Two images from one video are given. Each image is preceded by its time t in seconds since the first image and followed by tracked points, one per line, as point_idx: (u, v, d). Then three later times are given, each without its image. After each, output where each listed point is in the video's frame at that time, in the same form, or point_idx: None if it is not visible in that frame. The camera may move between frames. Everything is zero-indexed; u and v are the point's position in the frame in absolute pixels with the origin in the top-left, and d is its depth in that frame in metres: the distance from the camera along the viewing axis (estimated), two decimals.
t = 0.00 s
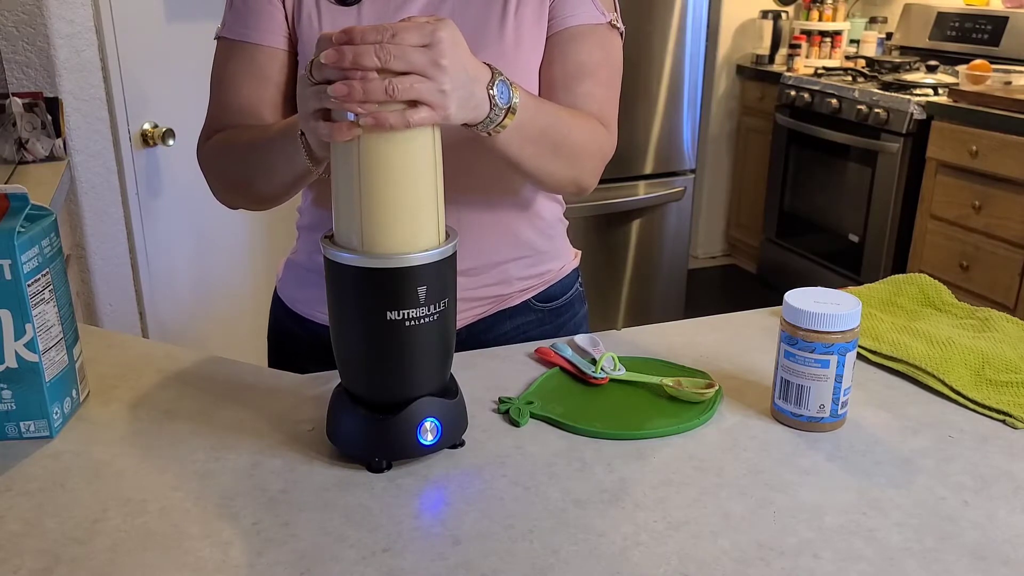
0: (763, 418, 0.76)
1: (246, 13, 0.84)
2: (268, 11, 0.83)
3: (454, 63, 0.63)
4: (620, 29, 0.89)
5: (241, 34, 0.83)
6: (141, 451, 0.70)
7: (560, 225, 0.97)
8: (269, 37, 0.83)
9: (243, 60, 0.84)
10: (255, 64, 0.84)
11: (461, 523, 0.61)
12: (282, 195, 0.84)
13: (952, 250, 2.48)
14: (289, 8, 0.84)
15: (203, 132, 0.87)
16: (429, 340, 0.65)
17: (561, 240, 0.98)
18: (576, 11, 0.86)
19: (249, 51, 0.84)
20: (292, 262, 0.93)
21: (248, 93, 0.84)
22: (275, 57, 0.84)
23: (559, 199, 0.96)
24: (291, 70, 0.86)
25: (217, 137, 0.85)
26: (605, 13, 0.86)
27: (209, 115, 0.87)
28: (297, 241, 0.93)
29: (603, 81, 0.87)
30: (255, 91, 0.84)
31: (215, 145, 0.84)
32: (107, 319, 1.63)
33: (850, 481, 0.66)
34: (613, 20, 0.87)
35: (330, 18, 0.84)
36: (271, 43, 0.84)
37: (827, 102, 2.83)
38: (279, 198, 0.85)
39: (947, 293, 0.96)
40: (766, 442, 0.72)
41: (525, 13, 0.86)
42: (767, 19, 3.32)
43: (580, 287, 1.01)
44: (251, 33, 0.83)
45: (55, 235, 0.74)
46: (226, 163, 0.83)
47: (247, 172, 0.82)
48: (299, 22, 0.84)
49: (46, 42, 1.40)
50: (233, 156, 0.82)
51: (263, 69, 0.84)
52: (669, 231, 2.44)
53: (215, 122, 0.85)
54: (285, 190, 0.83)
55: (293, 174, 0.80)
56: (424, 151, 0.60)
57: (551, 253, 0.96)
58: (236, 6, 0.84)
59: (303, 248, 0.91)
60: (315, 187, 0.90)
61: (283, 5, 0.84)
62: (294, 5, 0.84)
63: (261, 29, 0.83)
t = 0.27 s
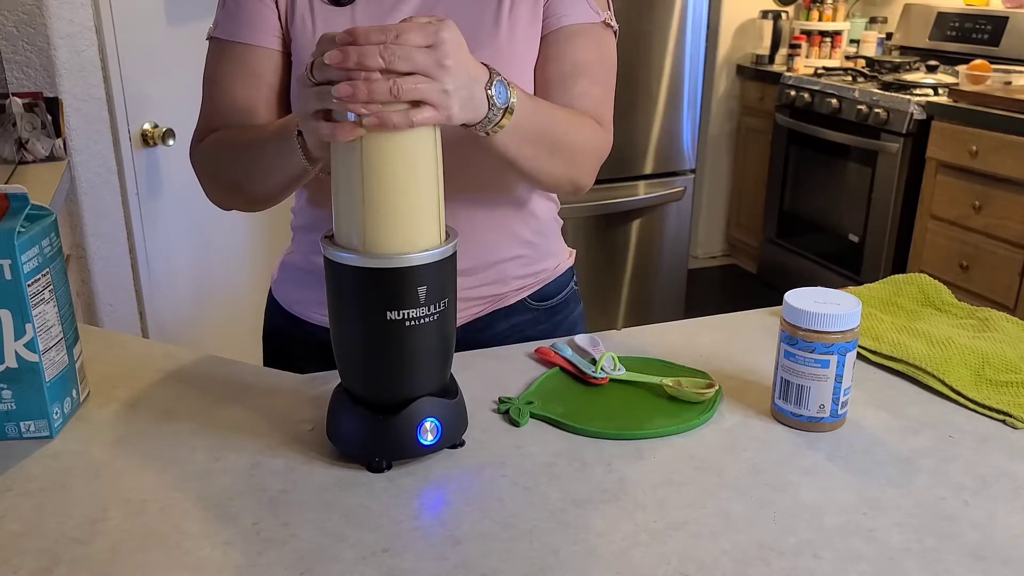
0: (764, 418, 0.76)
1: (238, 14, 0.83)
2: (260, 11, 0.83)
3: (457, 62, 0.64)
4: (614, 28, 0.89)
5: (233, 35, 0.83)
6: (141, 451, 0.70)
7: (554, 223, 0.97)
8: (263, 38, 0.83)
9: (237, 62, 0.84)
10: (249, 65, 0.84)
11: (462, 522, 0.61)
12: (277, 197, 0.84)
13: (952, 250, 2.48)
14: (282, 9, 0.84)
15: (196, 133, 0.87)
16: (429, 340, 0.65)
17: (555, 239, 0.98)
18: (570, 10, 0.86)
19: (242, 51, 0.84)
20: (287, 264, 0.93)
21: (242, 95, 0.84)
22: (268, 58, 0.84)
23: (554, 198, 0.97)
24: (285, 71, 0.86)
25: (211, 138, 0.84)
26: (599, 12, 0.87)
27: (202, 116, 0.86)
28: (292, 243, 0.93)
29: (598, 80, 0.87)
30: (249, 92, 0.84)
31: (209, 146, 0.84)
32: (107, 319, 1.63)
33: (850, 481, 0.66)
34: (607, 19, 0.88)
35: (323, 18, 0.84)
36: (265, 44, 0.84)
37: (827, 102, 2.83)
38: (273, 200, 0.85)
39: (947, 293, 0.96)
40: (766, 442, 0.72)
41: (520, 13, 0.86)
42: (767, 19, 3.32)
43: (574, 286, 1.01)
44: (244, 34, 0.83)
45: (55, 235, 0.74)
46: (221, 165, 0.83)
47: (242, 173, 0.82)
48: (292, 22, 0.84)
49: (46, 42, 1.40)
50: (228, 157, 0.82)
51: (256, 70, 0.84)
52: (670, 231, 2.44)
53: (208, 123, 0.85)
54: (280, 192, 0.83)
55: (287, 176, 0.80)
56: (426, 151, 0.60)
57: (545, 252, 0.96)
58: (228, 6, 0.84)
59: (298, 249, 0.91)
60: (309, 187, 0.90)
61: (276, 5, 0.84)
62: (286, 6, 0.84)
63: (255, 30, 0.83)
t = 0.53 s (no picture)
0: (764, 418, 0.76)
1: (224, 15, 0.83)
2: (248, 11, 0.83)
3: (462, 62, 0.65)
4: (604, 25, 0.89)
5: (220, 35, 0.83)
6: (142, 451, 0.70)
7: (546, 221, 0.97)
8: (252, 39, 0.83)
9: (223, 64, 0.83)
10: (238, 67, 0.84)
11: (462, 522, 0.61)
12: (267, 198, 0.84)
13: (952, 250, 2.48)
14: (271, 10, 0.84)
15: (183, 134, 0.87)
16: (429, 340, 0.65)
17: (547, 236, 0.98)
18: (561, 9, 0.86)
19: (231, 53, 0.83)
20: (279, 266, 0.93)
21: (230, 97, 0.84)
22: (257, 59, 0.84)
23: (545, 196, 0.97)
24: (274, 72, 0.86)
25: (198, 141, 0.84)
26: (589, 10, 0.87)
27: (189, 118, 0.86)
28: (284, 245, 0.93)
29: (590, 79, 0.87)
30: (239, 94, 0.84)
31: (198, 148, 0.84)
32: (107, 319, 1.63)
33: (850, 481, 0.66)
34: (597, 17, 0.88)
35: (313, 19, 0.84)
36: (254, 45, 0.84)
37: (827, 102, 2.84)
38: (263, 201, 0.84)
39: (947, 293, 0.96)
40: (766, 442, 0.72)
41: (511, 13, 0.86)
42: (767, 19, 3.32)
43: (567, 283, 1.01)
44: (232, 35, 0.83)
45: (55, 235, 0.74)
46: (211, 166, 0.83)
47: (233, 175, 0.81)
48: (282, 23, 0.84)
49: (46, 43, 1.40)
50: (218, 158, 0.81)
51: (245, 72, 0.84)
52: (670, 231, 2.44)
53: (195, 126, 0.85)
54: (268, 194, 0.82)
55: (278, 177, 0.79)
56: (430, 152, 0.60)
57: (538, 250, 0.96)
58: (215, 6, 0.83)
59: (291, 252, 0.91)
60: (301, 187, 0.90)
61: (264, 5, 0.84)
62: (276, 6, 0.84)
63: (242, 31, 0.83)
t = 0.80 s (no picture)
0: (764, 417, 0.76)
1: (211, 17, 0.82)
2: (235, 12, 0.82)
3: (463, 61, 0.65)
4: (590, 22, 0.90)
5: (207, 37, 0.82)
6: (142, 451, 0.70)
7: (535, 218, 0.98)
8: (241, 40, 0.83)
9: (211, 67, 0.83)
10: (227, 68, 0.83)
11: (462, 522, 0.61)
12: (258, 200, 0.83)
13: (952, 250, 2.48)
14: (259, 11, 0.84)
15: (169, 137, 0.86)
16: (429, 340, 0.65)
17: (537, 234, 0.99)
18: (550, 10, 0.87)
19: (219, 54, 0.83)
20: (269, 270, 0.93)
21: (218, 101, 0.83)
22: (245, 60, 0.84)
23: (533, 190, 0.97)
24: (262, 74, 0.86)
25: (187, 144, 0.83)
26: (576, 7, 0.88)
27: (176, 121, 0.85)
28: (274, 249, 0.93)
29: (579, 77, 0.88)
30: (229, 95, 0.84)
31: (187, 151, 0.83)
32: (107, 319, 1.63)
33: (850, 481, 0.66)
34: (584, 14, 0.88)
35: (301, 19, 0.83)
36: (241, 46, 0.83)
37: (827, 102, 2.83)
38: (252, 204, 0.84)
39: (947, 293, 0.96)
40: (766, 442, 0.72)
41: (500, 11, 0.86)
42: (767, 19, 3.32)
43: (557, 280, 1.02)
44: (219, 37, 0.82)
45: (55, 235, 0.74)
46: (200, 168, 0.82)
47: (222, 177, 0.81)
48: (270, 24, 0.84)
49: (46, 43, 1.40)
50: (207, 160, 0.81)
51: (233, 73, 0.84)
52: (670, 231, 2.44)
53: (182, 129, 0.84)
54: (258, 196, 0.82)
55: (270, 177, 0.79)
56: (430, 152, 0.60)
57: (530, 247, 0.96)
58: (201, 8, 0.83)
59: (281, 256, 0.91)
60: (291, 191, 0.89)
61: (251, 6, 0.83)
62: (264, 8, 0.84)
63: (230, 32, 0.82)
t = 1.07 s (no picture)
0: (764, 417, 0.76)
1: (204, 20, 0.82)
2: (226, 15, 0.82)
3: (465, 61, 0.65)
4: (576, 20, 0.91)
5: (197, 40, 0.82)
6: (142, 451, 0.70)
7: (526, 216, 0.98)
8: (232, 41, 0.83)
9: (203, 69, 0.83)
10: (222, 71, 0.83)
11: (462, 522, 0.61)
12: (254, 202, 0.83)
13: (952, 250, 2.48)
14: (250, 13, 0.83)
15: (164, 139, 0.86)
16: (429, 340, 0.65)
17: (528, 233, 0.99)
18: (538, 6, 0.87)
19: (214, 57, 0.83)
20: (261, 274, 0.93)
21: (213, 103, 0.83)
22: (237, 62, 0.84)
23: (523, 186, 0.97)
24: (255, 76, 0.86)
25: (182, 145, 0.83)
26: (562, 5, 0.88)
27: (171, 122, 0.85)
28: (265, 255, 0.93)
29: (567, 72, 0.89)
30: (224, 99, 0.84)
31: (182, 152, 0.83)
32: (107, 319, 1.63)
33: (850, 482, 0.66)
34: (570, 12, 0.89)
35: (293, 20, 0.83)
36: (235, 49, 0.83)
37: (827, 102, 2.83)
38: (250, 204, 0.84)
39: (947, 293, 0.96)
40: (766, 442, 0.72)
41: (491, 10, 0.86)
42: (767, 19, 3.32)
43: (548, 278, 1.03)
44: (210, 40, 0.82)
45: (55, 235, 0.74)
46: (196, 169, 0.82)
47: (217, 178, 0.81)
48: (261, 26, 0.84)
49: (46, 43, 1.40)
50: (203, 161, 0.81)
51: (228, 75, 0.84)
52: (670, 231, 2.44)
53: (177, 130, 0.84)
54: (253, 197, 0.82)
55: (268, 176, 0.78)
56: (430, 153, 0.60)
57: (522, 246, 0.97)
58: (193, 12, 0.83)
59: (274, 261, 0.91)
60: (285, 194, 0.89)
61: (241, 7, 0.83)
62: (254, 10, 0.83)
63: (224, 35, 0.82)
